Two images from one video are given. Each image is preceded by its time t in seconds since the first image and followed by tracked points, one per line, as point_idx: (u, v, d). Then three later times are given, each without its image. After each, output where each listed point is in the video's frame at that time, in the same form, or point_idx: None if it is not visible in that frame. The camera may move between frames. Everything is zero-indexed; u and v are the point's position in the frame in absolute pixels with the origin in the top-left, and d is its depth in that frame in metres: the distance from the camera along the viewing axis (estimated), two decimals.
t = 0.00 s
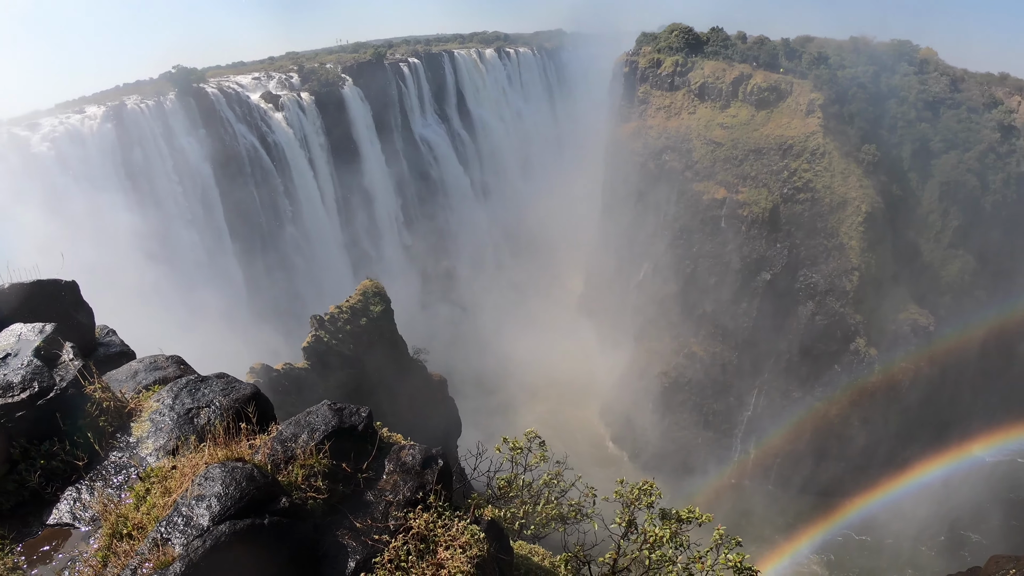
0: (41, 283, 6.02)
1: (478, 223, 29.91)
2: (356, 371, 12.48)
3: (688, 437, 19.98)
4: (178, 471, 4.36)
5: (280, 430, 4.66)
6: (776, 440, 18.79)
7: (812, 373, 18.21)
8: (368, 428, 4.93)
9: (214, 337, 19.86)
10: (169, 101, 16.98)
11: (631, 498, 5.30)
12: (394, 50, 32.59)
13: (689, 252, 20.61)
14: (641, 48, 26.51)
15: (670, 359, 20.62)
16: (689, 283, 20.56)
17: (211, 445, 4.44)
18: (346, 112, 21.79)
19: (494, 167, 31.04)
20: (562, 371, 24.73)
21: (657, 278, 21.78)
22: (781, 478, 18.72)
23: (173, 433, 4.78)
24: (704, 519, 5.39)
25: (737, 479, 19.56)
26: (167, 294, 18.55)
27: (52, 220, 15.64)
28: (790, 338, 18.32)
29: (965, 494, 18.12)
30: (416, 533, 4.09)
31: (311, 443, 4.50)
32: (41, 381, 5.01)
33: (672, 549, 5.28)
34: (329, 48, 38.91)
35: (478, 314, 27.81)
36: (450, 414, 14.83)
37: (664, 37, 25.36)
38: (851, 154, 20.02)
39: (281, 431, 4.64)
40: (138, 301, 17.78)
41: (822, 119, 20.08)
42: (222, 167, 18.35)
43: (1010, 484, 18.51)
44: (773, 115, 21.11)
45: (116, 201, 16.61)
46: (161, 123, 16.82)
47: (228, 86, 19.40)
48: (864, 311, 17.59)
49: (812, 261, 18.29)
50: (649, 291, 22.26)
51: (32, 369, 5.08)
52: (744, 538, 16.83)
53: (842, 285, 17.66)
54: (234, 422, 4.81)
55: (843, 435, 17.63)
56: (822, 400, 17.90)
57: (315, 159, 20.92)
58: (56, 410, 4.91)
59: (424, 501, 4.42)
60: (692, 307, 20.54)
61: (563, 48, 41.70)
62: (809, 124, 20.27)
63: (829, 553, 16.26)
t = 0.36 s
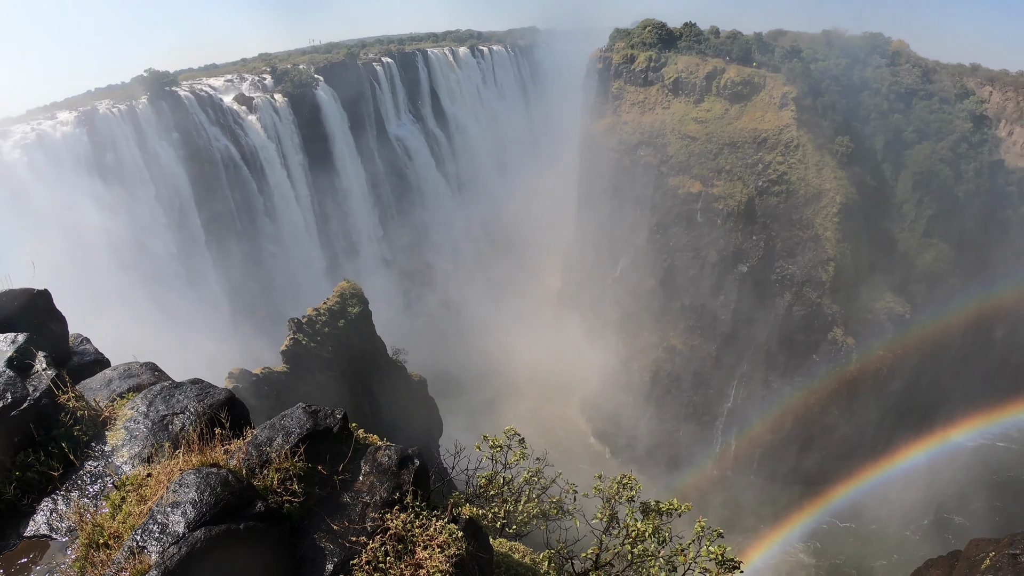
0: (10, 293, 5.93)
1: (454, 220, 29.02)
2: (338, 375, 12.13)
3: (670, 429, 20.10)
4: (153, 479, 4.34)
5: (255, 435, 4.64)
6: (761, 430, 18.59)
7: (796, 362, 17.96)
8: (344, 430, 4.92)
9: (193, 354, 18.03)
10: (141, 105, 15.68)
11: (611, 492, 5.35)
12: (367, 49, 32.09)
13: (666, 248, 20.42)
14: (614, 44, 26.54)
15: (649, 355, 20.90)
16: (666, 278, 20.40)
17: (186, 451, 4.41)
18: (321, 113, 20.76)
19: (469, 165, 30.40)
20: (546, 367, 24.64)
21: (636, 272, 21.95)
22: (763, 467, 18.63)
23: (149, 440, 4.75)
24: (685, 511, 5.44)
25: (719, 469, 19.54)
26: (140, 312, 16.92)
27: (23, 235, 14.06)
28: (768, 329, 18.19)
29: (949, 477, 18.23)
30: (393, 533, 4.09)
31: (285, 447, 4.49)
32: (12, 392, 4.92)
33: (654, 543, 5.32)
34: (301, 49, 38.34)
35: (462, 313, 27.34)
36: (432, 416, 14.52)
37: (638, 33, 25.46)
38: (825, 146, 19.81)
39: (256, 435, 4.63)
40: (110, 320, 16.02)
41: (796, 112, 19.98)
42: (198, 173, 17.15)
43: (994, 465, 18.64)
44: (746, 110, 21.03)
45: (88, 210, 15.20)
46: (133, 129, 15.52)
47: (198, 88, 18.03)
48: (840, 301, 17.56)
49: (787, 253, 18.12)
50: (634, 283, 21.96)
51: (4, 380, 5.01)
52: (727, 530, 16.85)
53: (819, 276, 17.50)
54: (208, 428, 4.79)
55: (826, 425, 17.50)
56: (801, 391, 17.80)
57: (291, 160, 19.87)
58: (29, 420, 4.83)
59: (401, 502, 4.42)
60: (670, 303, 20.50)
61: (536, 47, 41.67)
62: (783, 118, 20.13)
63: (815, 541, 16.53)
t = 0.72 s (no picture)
0: None
1: (428, 223, 28.90)
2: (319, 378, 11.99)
3: (652, 423, 20.03)
4: (128, 489, 4.30)
5: (229, 442, 4.61)
6: (744, 417, 18.82)
7: (773, 352, 18.43)
8: (319, 435, 4.89)
9: (173, 363, 17.70)
10: (112, 112, 15.14)
11: (591, 489, 5.42)
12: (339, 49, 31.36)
13: (641, 243, 20.92)
14: (586, 43, 27.07)
15: (627, 350, 21.08)
16: (645, 273, 20.83)
17: (162, 461, 4.38)
18: (294, 118, 20.25)
19: (442, 167, 30.07)
20: (527, 362, 24.59)
21: (613, 268, 22.07)
22: (743, 459, 18.75)
23: (126, 451, 4.72)
24: (665, 505, 5.45)
25: (700, 462, 19.60)
26: (113, 324, 16.47)
27: None
28: (747, 321, 18.64)
29: (933, 461, 18.17)
30: (371, 537, 4.10)
31: (260, 453, 4.46)
32: None
33: (635, 537, 5.33)
34: (276, 52, 38.05)
35: (446, 311, 27.00)
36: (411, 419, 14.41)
37: (611, 31, 26.02)
38: (797, 139, 20.33)
39: (231, 443, 4.59)
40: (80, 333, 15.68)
41: (768, 106, 20.33)
42: (171, 180, 16.61)
43: (975, 449, 18.61)
44: (718, 105, 21.38)
45: (61, 222, 14.68)
46: (103, 136, 14.97)
47: (171, 93, 17.42)
48: (817, 293, 18.04)
49: (762, 246, 18.71)
50: (608, 278, 22.40)
51: None
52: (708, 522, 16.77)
53: (794, 268, 18.02)
54: (183, 437, 4.77)
55: (804, 415, 17.70)
56: (777, 381, 18.30)
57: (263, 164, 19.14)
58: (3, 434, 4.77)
59: (379, 505, 4.41)
60: (647, 297, 20.86)
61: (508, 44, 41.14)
62: (755, 113, 20.49)
63: (800, 530, 16.27)
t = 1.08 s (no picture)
0: None
1: (404, 226, 28.16)
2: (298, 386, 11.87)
3: (632, 420, 20.07)
4: (103, 503, 4.28)
5: (203, 453, 4.62)
6: (729, 408, 18.75)
7: (752, 347, 18.57)
8: (292, 444, 4.91)
9: (150, 376, 17.07)
10: (81, 120, 14.57)
11: (570, 488, 5.46)
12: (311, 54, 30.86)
13: (613, 242, 20.90)
14: (558, 43, 27.32)
15: (606, 348, 21.09)
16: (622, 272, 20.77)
17: (136, 474, 4.36)
18: (265, 125, 19.48)
19: (418, 171, 29.13)
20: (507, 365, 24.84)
21: (588, 265, 22.00)
22: (725, 453, 18.82)
23: (99, 465, 4.69)
24: (644, 501, 5.51)
25: (683, 458, 19.58)
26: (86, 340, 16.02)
27: None
28: (722, 319, 18.74)
29: (914, 448, 18.35)
30: (347, 543, 4.11)
31: (234, 463, 4.47)
32: None
33: (616, 535, 5.34)
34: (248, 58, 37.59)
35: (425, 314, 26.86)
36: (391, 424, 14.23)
37: (582, 31, 26.41)
38: (768, 135, 20.96)
39: (205, 454, 4.60)
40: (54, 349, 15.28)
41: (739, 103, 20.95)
42: (144, 191, 16.21)
43: (953, 433, 18.80)
44: (690, 103, 22.06)
45: (31, 230, 14.39)
46: (72, 144, 14.42)
47: (141, 101, 16.78)
48: (791, 288, 18.44)
49: (737, 242, 19.02)
50: (583, 278, 22.19)
51: None
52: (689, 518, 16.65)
53: (768, 262, 18.38)
54: (156, 449, 4.76)
55: (784, 408, 17.92)
56: (757, 374, 18.37)
57: (238, 173, 18.49)
58: None
59: (354, 511, 4.43)
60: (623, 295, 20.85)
61: (481, 46, 40.72)
62: (727, 109, 21.11)
63: (786, 523, 16.21)
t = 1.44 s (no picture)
0: None
1: (380, 235, 27.36)
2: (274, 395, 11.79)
3: (610, 419, 20.07)
4: (78, 520, 4.24)
5: (176, 467, 4.62)
6: (711, 401, 18.82)
7: (729, 344, 18.72)
8: (266, 454, 4.92)
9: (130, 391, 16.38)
10: (48, 134, 14.37)
11: (550, 490, 5.48)
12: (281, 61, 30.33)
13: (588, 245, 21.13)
14: (529, 46, 27.08)
15: (584, 348, 21.16)
16: (598, 271, 20.99)
17: (110, 490, 4.34)
18: (236, 134, 19.15)
19: (394, 177, 28.45)
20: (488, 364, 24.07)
21: (563, 267, 22.10)
22: (705, 449, 18.97)
23: (74, 481, 4.66)
24: (623, 500, 5.57)
25: (664, 456, 19.65)
26: (60, 357, 15.35)
27: None
28: (694, 318, 18.98)
29: (892, 439, 18.57)
30: (323, 552, 4.14)
31: (207, 476, 4.47)
32: None
33: (597, 535, 5.40)
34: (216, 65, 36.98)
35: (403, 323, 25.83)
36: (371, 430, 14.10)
37: (551, 33, 26.36)
38: (739, 133, 21.18)
39: (179, 467, 4.60)
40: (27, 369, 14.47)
41: (709, 101, 21.11)
42: (115, 203, 15.92)
43: (931, 420, 19.12)
44: (661, 102, 22.23)
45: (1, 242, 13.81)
46: (41, 157, 14.19)
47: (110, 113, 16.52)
48: (765, 282, 18.55)
49: (711, 239, 19.21)
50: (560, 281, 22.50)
51: None
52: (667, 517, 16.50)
53: (743, 259, 18.49)
54: (130, 464, 4.75)
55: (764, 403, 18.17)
56: (735, 369, 18.63)
57: (211, 184, 18.26)
58: None
59: (330, 520, 4.44)
60: (598, 298, 21.09)
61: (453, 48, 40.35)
62: (697, 108, 21.32)
63: (772, 515, 16.18)
